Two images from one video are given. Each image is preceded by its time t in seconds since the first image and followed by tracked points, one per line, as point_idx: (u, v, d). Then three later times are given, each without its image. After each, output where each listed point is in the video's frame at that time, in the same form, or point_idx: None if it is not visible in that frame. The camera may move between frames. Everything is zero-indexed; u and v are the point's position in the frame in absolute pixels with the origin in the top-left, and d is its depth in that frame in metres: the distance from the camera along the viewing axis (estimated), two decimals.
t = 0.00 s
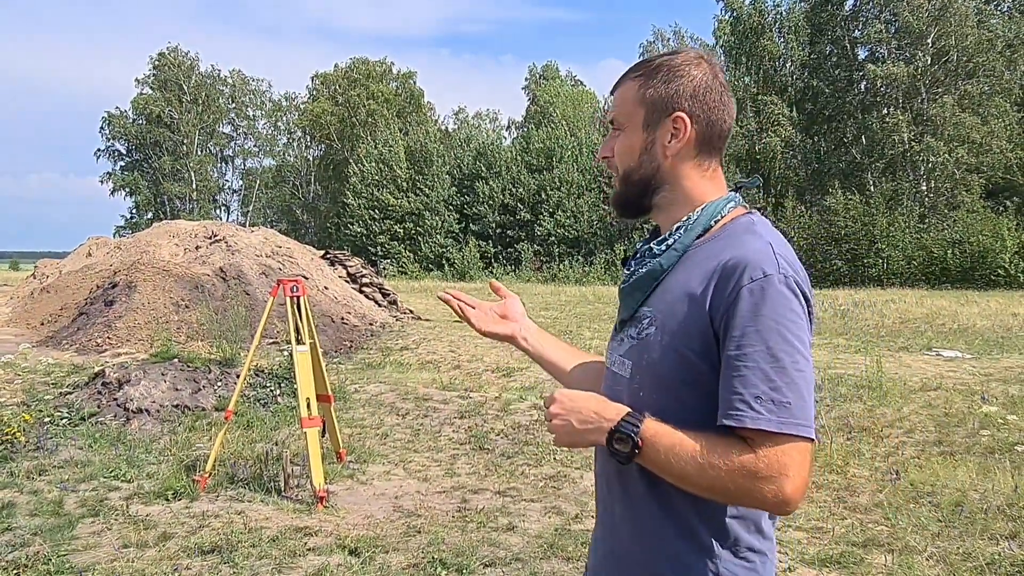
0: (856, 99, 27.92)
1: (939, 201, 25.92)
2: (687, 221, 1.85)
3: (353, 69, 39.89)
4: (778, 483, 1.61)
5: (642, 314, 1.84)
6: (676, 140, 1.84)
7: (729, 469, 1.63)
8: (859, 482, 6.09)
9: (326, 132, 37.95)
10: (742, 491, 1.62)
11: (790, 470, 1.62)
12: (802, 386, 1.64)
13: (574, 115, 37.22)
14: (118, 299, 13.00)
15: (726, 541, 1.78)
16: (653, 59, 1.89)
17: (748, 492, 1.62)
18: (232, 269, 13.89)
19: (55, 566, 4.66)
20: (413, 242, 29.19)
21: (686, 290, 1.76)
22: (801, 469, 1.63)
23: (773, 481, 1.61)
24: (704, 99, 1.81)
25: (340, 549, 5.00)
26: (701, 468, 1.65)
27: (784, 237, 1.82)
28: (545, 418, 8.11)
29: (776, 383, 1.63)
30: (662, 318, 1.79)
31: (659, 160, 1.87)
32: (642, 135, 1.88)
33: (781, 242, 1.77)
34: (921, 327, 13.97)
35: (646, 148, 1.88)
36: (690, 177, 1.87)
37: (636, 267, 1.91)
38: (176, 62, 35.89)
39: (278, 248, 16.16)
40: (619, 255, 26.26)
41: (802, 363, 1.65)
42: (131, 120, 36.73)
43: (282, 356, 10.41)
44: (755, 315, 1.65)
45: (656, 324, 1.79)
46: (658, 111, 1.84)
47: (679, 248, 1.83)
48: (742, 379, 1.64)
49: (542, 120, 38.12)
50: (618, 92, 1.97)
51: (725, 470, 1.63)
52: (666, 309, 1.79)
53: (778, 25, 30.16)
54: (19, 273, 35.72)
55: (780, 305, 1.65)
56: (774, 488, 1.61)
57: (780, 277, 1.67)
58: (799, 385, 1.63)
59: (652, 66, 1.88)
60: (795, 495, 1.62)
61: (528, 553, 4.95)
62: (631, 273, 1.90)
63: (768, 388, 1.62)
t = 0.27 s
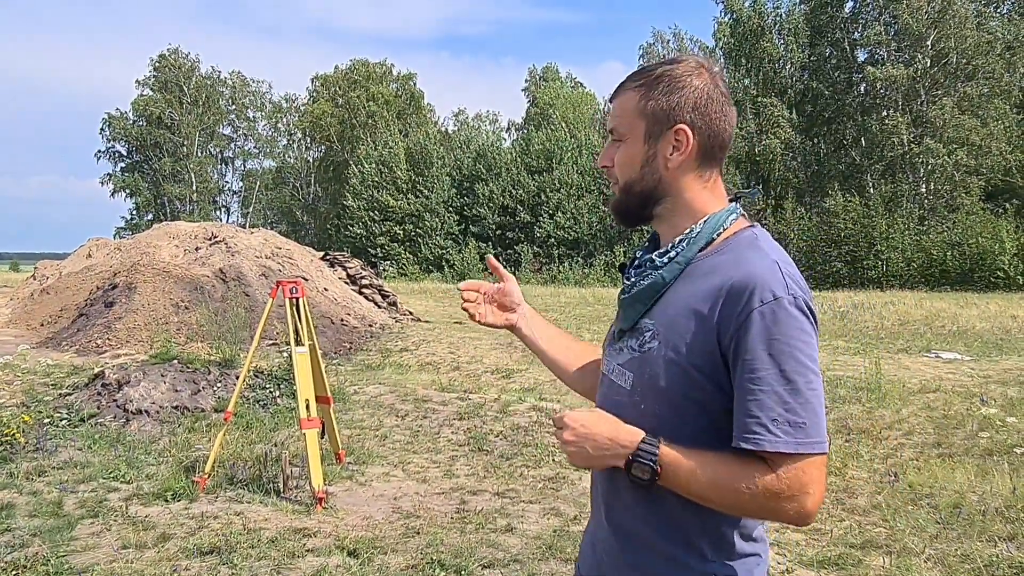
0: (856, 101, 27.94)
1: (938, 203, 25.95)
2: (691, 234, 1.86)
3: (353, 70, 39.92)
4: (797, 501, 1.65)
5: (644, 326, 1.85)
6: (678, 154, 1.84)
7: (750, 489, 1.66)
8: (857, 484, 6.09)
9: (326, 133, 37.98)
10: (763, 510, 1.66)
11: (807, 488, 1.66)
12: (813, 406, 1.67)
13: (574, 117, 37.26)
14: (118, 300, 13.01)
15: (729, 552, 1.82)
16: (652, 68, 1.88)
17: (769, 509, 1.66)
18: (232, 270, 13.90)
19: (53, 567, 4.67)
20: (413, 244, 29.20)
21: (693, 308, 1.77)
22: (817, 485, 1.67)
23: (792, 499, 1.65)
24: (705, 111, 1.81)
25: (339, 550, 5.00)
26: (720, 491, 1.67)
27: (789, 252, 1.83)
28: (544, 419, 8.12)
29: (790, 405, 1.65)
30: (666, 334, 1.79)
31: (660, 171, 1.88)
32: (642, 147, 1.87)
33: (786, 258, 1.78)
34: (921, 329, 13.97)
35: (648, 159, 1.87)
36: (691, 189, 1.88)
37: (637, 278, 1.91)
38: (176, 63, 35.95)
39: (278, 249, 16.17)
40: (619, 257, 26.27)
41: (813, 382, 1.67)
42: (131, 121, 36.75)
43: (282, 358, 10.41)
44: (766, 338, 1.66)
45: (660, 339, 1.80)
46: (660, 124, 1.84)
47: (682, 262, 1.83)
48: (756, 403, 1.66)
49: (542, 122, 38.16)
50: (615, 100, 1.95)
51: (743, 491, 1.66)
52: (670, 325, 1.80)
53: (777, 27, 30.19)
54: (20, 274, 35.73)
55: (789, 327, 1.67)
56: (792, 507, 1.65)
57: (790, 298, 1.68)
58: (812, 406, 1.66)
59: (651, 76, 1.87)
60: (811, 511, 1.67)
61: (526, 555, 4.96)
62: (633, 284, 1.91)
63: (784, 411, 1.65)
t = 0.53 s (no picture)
0: (855, 117, 28.05)
1: (938, 219, 26.02)
2: (700, 247, 1.87)
3: (354, 85, 40.09)
4: (809, 512, 1.68)
5: (652, 339, 1.85)
6: (700, 169, 1.86)
7: (765, 498, 1.68)
8: (857, 499, 6.08)
9: (326, 147, 38.08)
10: (777, 520, 1.68)
11: (820, 498, 1.70)
12: (826, 418, 1.70)
13: (574, 132, 37.39)
14: (118, 312, 13.02)
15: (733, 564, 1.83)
16: (665, 83, 1.89)
17: (783, 519, 1.68)
18: (232, 284, 13.92)
19: None
20: (413, 258, 29.23)
21: (706, 320, 1.79)
22: (828, 495, 1.70)
23: (805, 510, 1.68)
24: (723, 126, 1.86)
25: (338, 564, 5.00)
26: (734, 500, 1.69)
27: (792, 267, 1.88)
28: (544, 433, 8.11)
29: (805, 416, 1.69)
30: (677, 346, 1.80)
31: (680, 186, 1.88)
32: (663, 161, 1.87)
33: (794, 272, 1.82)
34: (921, 344, 13.96)
35: (666, 175, 1.88)
36: (705, 203, 1.90)
37: (643, 291, 1.91)
38: (178, 77, 36.10)
39: (278, 262, 16.20)
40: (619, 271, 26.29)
41: (823, 394, 1.71)
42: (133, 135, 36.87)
43: (282, 371, 10.41)
44: (781, 352, 1.69)
45: (670, 352, 1.81)
46: (683, 140, 1.85)
47: (691, 275, 1.84)
48: (771, 414, 1.69)
49: (543, 137, 38.28)
50: (625, 114, 1.94)
51: (759, 500, 1.68)
52: (681, 337, 1.81)
53: (777, 42, 30.34)
54: (20, 287, 35.76)
55: (802, 340, 1.71)
56: (806, 517, 1.68)
57: (802, 312, 1.72)
58: (824, 417, 1.70)
59: (666, 90, 1.88)
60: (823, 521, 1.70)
61: (526, 569, 4.95)
62: (638, 298, 1.91)
63: (799, 421, 1.68)
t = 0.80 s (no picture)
0: (855, 124, 28.09)
1: (938, 226, 26.02)
2: (704, 251, 1.87)
3: (355, 90, 40.17)
4: (831, 512, 1.70)
5: (655, 343, 1.85)
6: (715, 173, 1.87)
7: (790, 502, 1.70)
8: (856, 506, 6.07)
9: (327, 152, 38.12)
10: (800, 521, 1.70)
11: (838, 497, 1.72)
12: (839, 419, 1.73)
13: (575, 138, 37.44)
14: (118, 316, 13.03)
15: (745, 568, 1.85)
16: (689, 85, 1.91)
17: (807, 523, 1.70)
18: (232, 288, 13.92)
19: None
20: (413, 263, 29.23)
21: (714, 324, 1.79)
22: (845, 494, 1.73)
23: (827, 510, 1.70)
24: (741, 134, 1.89)
25: (335, 569, 4.98)
26: (756, 506, 1.71)
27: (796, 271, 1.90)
28: (543, 439, 8.10)
29: (819, 418, 1.71)
30: (683, 350, 1.81)
31: (694, 188, 1.88)
32: (681, 159, 1.87)
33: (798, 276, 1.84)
34: (921, 351, 13.95)
35: (683, 174, 1.87)
36: (712, 207, 1.91)
37: (645, 296, 1.91)
38: (180, 82, 36.18)
39: (278, 267, 16.21)
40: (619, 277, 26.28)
41: (834, 396, 1.74)
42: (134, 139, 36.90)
43: (281, 376, 10.40)
44: (795, 356, 1.71)
45: (677, 357, 1.81)
46: (704, 142, 1.86)
47: (696, 279, 1.84)
48: (789, 418, 1.70)
49: (543, 143, 38.33)
50: (643, 110, 1.94)
51: (782, 504, 1.69)
52: (688, 341, 1.81)
53: (778, 50, 30.42)
54: (20, 290, 35.70)
55: (813, 343, 1.73)
56: (827, 517, 1.71)
57: (810, 317, 1.75)
58: (837, 419, 1.72)
59: (690, 93, 1.90)
60: (841, 519, 1.73)
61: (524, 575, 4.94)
62: (640, 305, 1.90)
63: (814, 424, 1.70)
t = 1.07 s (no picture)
0: (855, 132, 28.14)
1: (937, 234, 26.03)
2: (707, 258, 1.87)
3: (356, 97, 40.25)
4: (834, 518, 1.69)
5: (657, 348, 1.85)
6: (722, 181, 1.88)
7: (791, 508, 1.69)
8: (856, 515, 6.05)
9: (327, 159, 38.15)
10: (801, 528, 1.69)
11: (841, 503, 1.71)
12: (843, 425, 1.72)
13: (575, 146, 37.49)
14: (117, 322, 13.01)
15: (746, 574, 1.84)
16: (694, 92, 1.92)
17: (808, 528, 1.69)
18: (232, 294, 13.91)
19: None
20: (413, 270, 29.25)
21: (716, 330, 1.79)
22: (848, 500, 1.72)
23: (830, 516, 1.69)
24: (743, 141, 1.91)
25: None
26: (758, 512, 1.70)
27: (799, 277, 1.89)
28: (542, 446, 8.09)
29: (824, 425, 1.70)
30: (684, 355, 1.81)
31: (701, 193, 1.89)
32: (690, 166, 1.87)
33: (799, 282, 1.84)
34: (920, 360, 13.93)
35: (691, 181, 1.88)
36: (715, 213, 1.92)
37: (647, 301, 1.91)
38: (181, 88, 36.24)
39: (277, 273, 16.20)
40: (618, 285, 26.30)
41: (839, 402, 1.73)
42: (134, 145, 36.95)
43: (280, 382, 10.39)
44: (798, 362, 1.70)
45: (677, 362, 1.81)
46: (713, 150, 1.87)
47: (699, 284, 1.84)
48: (792, 423, 1.69)
49: (543, 150, 38.38)
50: (649, 116, 1.93)
51: (784, 510, 1.69)
52: (689, 346, 1.81)
53: (777, 58, 30.50)
54: (19, 296, 35.65)
55: (817, 349, 1.72)
56: (830, 523, 1.69)
57: (814, 322, 1.74)
58: (841, 426, 1.71)
59: (696, 99, 1.91)
60: (845, 525, 1.72)
61: None
62: (641, 310, 1.90)
63: (818, 429, 1.69)
